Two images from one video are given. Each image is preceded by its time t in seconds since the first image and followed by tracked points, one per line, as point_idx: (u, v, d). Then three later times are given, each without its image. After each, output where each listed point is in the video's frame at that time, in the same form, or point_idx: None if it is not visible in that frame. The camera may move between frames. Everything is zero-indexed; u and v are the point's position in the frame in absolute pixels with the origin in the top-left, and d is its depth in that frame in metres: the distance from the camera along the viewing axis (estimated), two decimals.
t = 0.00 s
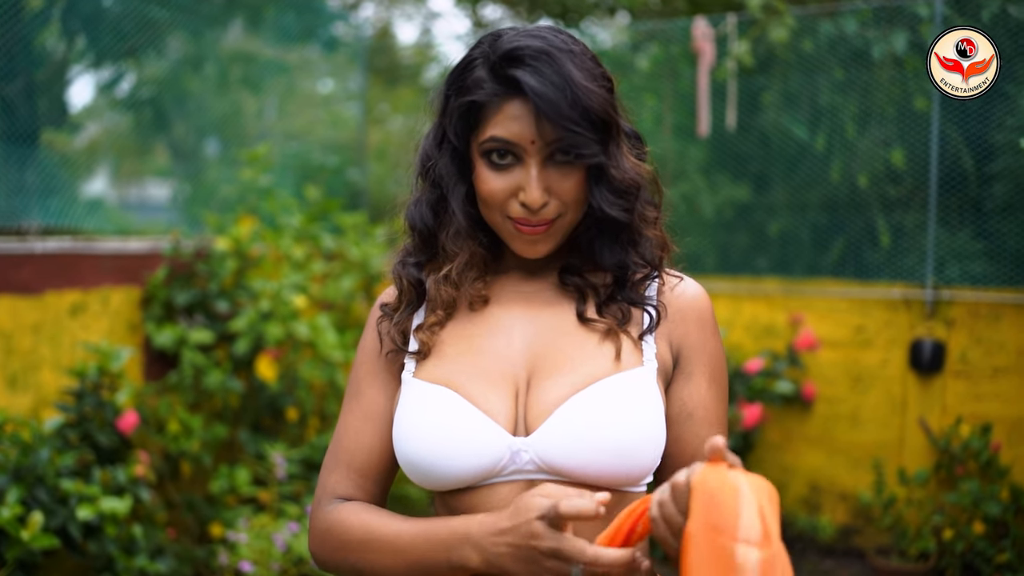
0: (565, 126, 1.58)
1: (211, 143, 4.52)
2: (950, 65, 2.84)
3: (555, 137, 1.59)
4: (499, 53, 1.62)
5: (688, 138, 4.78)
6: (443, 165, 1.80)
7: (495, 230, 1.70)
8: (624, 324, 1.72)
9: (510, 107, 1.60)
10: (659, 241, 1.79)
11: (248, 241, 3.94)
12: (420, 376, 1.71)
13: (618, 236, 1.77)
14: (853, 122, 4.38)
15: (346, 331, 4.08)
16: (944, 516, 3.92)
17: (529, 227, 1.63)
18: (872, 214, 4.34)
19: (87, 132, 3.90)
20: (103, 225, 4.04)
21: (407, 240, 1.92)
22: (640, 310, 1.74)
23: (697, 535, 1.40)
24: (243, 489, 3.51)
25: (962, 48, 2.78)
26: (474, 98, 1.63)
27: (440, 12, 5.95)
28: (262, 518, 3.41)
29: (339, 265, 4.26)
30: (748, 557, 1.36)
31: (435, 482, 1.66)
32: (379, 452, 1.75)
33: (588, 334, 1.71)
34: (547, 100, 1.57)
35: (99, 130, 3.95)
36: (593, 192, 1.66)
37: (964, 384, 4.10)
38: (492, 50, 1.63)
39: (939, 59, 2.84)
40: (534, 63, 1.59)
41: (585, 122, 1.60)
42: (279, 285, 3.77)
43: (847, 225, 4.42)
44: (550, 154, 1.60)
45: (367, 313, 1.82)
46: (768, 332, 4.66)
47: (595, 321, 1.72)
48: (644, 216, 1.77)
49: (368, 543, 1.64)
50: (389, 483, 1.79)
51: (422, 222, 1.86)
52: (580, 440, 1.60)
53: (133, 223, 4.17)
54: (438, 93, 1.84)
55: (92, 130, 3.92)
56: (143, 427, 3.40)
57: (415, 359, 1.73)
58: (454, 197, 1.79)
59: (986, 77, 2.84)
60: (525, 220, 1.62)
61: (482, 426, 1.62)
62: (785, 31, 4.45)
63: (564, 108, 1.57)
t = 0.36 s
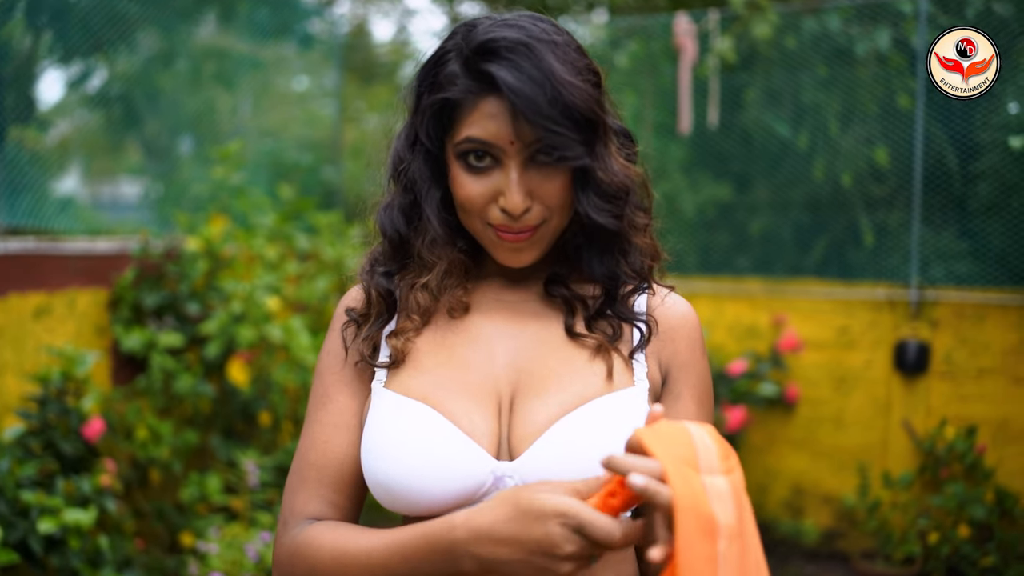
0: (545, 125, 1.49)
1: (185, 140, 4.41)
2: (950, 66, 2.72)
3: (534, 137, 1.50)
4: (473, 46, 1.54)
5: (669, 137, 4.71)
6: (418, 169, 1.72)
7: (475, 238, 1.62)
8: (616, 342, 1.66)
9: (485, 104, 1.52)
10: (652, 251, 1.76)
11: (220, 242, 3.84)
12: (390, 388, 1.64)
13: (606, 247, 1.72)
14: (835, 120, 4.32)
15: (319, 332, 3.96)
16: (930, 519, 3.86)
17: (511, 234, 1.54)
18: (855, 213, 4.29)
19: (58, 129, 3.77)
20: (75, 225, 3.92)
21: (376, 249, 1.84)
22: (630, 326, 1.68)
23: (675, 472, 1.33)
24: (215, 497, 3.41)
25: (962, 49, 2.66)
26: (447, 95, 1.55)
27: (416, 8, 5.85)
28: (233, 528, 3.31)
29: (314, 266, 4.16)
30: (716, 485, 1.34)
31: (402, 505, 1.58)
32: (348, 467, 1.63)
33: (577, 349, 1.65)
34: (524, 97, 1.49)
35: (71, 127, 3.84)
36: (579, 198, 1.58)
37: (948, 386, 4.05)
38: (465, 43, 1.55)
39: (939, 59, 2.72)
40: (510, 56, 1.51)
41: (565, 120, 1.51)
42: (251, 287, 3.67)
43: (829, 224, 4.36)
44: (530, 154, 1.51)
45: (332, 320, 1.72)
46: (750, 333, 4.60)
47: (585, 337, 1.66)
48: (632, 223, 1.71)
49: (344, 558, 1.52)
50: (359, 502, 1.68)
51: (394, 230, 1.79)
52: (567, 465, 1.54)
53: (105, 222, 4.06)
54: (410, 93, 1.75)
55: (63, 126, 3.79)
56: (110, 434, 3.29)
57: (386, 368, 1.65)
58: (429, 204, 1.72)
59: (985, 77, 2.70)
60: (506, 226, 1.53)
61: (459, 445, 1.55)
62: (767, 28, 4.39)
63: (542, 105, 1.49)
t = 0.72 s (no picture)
0: (535, 125, 1.43)
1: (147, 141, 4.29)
2: (950, 65, 2.66)
3: (521, 139, 1.44)
4: (455, 41, 1.47)
5: (642, 139, 4.59)
6: (397, 173, 1.63)
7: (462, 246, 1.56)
8: (614, 361, 1.63)
9: (469, 104, 1.46)
10: (648, 259, 1.74)
11: (183, 246, 3.73)
12: (378, 405, 1.56)
13: (600, 257, 1.66)
14: (809, 123, 4.28)
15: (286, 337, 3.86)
16: (904, 524, 3.83)
17: (502, 243, 1.48)
18: (828, 217, 4.25)
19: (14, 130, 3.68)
20: (33, 228, 3.80)
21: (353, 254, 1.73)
22: (623, 343, 1.65)
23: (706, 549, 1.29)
24: (178, 508, 3.33)
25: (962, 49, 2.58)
26: (427, 94, 1.49)
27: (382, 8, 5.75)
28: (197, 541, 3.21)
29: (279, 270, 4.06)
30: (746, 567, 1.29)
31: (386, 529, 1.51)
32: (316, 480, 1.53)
33: (578, 369, 1.62)
34: (511, 96, 1.42)
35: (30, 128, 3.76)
36: (572, 204, 1.53)
37: (922, 391, 4.05)
38: (446, 37, 1.49)
39: (939, 58, 2.66)
40: (496, 52, 1.45)
41: (556, 121, 1.46)
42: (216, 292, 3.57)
43: (802, 226, 4.32)
44: (519, 156, 1.46)
45: (306, 324, 1.61)
46: (723, 339, 4.50)
47: (584, 356, 1.63)
48: (627, 230, 1.64)
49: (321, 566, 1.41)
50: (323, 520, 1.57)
51: (374, 237, 1.69)
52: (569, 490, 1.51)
53: (66, 224, 3.94)
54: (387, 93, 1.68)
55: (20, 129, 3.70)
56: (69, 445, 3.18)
57: (370, 385, 1.57)
58: (411, 209, 1.63)
59: (986, 76, 2.59)
60: (495, 235, 1.47)
61: (457, 465, 1.49)
62: (740, 30, 4.35)
63: (530, 105, 1.43)
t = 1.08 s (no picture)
0: (538, 125, 1.41)
1: (104, 141, 4.19)
2: (949, 66, 2.75)
3: (523, 139, 1.42)
4: (452, 37, 1.44)
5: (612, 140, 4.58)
6: (394, 174, 1.60)
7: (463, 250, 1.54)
8: (621, 370, 1.65)
9: (469, 103, 1.43)
10: (654, 261, 1.72)
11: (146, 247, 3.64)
12: (384, 410, 1.53)
13: (606, 262, 1.65)
14: (777, 124, 4.27)
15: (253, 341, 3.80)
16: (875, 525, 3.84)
17: (507, 247, 1.47)
18: (796, 219, 4.24)
19: None
20: None
21: (345, 257, 1.66)
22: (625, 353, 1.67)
23: None
24: (141, 517, 3.26)
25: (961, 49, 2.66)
26: (424, 93, 1.46)
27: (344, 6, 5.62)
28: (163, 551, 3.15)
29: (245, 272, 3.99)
30: None
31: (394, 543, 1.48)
32: (301, 483, 1.50)
33: (586, 377, 1.63)
34: (512, 94, 1.40)
35: None
36: (577, 206, 1.52)
37: (891, 392, 4.05)
38: (443, 33, 1.46)
39: (940, 58, 2.78)
40: (495, 49, 1.42)
41: (560, 120, 1.43)
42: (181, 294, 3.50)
43: (771, 227, 4.30)
44: (521, 156, 1.43)
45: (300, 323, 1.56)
46: (694, 340, 4.43)
47: (593, 366, 1.64)
48: (634, 231, 1.63)
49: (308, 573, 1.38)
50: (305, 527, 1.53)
51: (372, 243, 1.63)
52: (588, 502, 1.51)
53: (19, 224, 3.84)
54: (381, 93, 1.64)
55: None
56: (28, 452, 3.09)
57: (371, 394, 1.53)
58: (412, 213, 1.58)
59: (986, 77, 2.63)
60: (498, 239, 1.46)
61: (473, 478, 1.47)
62: (710, 31, 4.34)
63: (532, 104, 1.40)
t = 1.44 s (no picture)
0: (550, 126, 1.46)
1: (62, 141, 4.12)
2: (948, 66, 2.52)
3: (533, 140, 1.47)
4: (461, 37, 1.50)
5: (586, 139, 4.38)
6: (405, 175, 1.62)
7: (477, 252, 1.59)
8: (633, 370, 1.70)
9: (480, 103, 1.49)
10: (666, 264, 1.73)
11: (112, 246, 3.57)
12: (398, 407, 1.55)
13: (615, 265, 1.70)
14: (746, 124, 4.28)
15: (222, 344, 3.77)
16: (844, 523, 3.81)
17: (519, 247, 1.53)
18: (765, 219, 4.26)
19: None
20: None
21: (356, 256, 1.68)
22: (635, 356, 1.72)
23: None
24: (110, 521, 3.20)
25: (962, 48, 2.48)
26: (435, 93, 1.51)
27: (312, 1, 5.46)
28: (132, 555, 3.10)
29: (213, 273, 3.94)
30: None
31: (407, 541, 1.52)
32: (297, 482, 1.53)
33: (602, 377, 1.67)
34: (524, 96, 1.45)
35: None
36: (587, 208, 1.57)
37: (859, 391, 4.09)
38: (452, 32, 1.51)
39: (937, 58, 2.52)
40: (510, 49, 1.47)
41: (571, 121, 1.48)
42: (150, 295, 3.44)
43: (739, 228, 4.31)
44: (532, 156, 1.49)
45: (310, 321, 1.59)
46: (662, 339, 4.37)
47: (606, 367, 1.68)
48: (644, 233, 1.67)
49: None
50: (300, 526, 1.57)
51: (385, 245, 1.65)
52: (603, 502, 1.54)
53: None
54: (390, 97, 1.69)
55: None
56: None
57: (386, 393, 1.56)
58: (423, 215, 1.61)
59: (986, 77, 2.47)
60: (510, 239, 1.52)
61: (494, 476, 1.50)
62: (681, 32, 4.35)
63: (543, 104, 1.45)
